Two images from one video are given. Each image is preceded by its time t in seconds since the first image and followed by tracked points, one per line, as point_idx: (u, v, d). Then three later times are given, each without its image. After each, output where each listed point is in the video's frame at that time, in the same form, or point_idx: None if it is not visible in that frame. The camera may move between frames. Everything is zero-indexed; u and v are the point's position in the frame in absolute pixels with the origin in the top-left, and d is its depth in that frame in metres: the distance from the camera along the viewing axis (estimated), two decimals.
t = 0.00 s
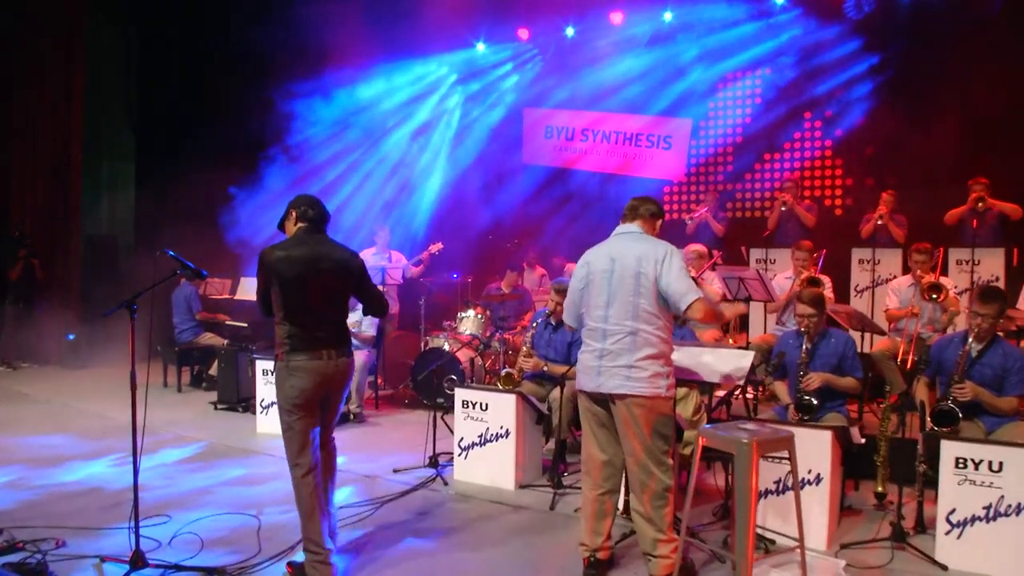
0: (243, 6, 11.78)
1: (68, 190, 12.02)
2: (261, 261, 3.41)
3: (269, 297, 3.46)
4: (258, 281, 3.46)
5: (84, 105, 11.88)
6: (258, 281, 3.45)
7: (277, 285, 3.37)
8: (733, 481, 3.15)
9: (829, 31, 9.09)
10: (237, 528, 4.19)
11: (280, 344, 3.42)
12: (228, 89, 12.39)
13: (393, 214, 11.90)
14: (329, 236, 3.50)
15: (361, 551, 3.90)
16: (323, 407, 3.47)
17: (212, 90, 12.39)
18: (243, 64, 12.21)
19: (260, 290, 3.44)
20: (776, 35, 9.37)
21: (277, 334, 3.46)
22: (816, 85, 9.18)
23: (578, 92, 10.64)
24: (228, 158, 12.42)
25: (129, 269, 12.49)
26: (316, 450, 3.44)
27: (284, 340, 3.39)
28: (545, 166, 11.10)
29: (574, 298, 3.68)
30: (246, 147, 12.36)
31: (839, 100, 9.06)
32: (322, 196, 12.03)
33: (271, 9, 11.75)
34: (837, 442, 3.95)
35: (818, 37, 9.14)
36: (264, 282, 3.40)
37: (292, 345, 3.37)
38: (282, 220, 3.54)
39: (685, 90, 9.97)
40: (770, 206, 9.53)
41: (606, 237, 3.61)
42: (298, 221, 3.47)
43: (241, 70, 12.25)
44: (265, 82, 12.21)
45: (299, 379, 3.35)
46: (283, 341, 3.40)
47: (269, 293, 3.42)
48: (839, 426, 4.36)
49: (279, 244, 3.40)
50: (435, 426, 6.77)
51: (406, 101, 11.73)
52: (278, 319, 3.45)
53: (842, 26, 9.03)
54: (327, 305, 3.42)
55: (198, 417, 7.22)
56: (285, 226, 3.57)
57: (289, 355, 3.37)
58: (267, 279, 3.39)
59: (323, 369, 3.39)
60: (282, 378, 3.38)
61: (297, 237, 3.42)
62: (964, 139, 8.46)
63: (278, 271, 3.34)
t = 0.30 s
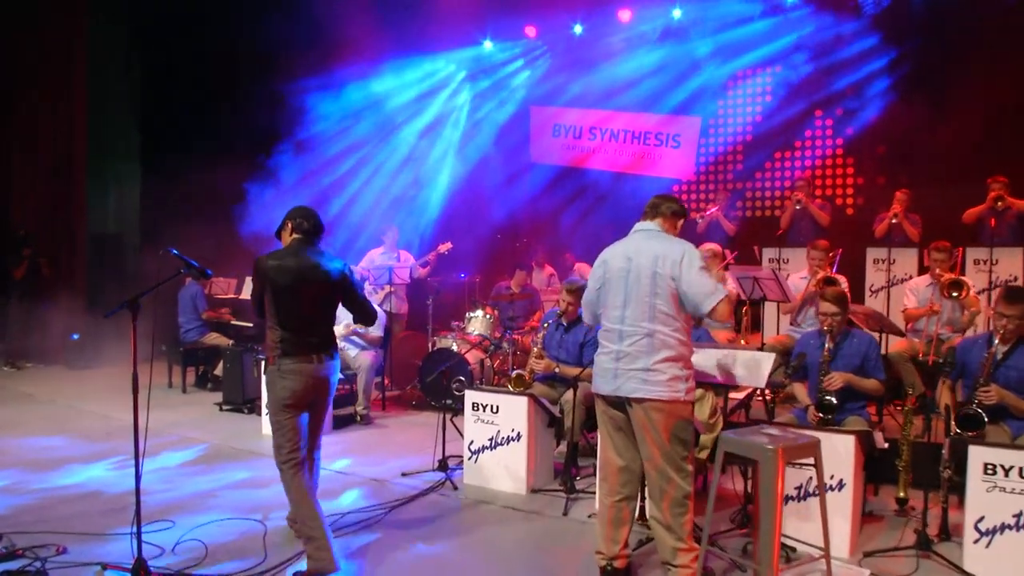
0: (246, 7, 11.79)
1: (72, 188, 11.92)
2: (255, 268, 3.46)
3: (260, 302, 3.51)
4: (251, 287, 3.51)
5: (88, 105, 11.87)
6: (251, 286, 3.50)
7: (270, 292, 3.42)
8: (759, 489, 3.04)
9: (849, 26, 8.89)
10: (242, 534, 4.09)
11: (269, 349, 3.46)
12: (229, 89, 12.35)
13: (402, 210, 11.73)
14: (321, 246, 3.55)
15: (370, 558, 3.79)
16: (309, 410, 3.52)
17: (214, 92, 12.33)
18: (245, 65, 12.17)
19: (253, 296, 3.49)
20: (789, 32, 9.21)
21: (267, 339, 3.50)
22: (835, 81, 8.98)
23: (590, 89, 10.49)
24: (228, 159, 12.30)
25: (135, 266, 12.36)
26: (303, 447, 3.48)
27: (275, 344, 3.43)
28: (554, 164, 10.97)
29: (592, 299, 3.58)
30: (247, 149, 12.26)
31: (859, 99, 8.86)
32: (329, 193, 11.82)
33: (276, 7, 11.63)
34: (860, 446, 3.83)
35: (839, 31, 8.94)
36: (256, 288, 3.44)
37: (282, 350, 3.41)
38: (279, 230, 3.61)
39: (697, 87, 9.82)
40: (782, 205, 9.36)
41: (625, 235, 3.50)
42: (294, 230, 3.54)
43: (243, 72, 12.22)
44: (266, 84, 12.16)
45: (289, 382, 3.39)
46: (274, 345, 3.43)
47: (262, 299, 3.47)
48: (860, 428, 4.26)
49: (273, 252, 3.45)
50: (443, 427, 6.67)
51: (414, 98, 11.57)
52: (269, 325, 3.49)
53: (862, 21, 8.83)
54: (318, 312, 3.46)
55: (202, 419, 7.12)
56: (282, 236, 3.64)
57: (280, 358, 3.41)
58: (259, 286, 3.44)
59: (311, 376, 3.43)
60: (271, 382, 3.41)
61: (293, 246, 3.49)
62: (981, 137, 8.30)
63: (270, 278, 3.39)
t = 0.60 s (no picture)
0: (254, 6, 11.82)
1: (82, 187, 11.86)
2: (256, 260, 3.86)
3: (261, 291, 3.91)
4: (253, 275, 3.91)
5: (100, 105, 11.93)
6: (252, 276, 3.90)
7: (270, 282, 3.81)
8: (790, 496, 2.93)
9: (872, 21, 8.67)
10: (252, 538, 3.99)
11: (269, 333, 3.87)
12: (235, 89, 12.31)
13: (413, 209, 11.70)
14: (320, 241, 3.92)
15: (385, 563, 3.69)
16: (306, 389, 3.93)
17: (221, 92, 12.33)
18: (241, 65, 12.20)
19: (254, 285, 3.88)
20: (806, 28, 9.03)
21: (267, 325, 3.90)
22: (858, 77, 8.78)
23: (607, 84, 10.33)
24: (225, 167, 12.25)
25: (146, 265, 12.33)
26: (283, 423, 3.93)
27: (275, 331, 3.84)
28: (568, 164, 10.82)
29: (616, 300, 3.45)
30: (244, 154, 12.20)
31: (883, 94, 8.65)
32: (341, 189, 11.78)
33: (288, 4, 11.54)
34: (890, 452, 3.70)
35: (863, 25, 8.72)
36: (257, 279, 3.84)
37: (280, 337, 3.82)
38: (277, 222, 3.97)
39: (710, 86, 9.67)
40: (799, 203, 9.20)
41: (648, 233, 3.38)
42: (293, 223, 3.91)
43: (250, 72, 12.17)
44: (266, 87, 12.11)
45: (284, 367, 3.81)
46: (274, 331, 3.85)
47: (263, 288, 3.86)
48: (887, 431, 4.14)
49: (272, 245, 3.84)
50: (459, 429, 6.57)
51: (428, 95, 11.45)
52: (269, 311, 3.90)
53: (887, 15, 8.61)
54: (314, 302, 3.86)
55: (214, 419, 7.04)
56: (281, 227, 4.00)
57: (277, 344, 3.82)
58: (259, 277, 3.84)
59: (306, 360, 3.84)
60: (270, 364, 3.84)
61: (290, 239, 3.85)
62: (1004, 133, 8.10)
63: (272, 269, 3.79)
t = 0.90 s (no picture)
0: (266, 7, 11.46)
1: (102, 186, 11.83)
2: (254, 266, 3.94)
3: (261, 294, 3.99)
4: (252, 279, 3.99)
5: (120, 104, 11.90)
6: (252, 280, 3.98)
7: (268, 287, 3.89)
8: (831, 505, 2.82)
9: (905, 14, 8.45)
10: (272, 542, 3.91)
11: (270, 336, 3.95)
12: (243, 90, 12.01)
13: (437, 206, 11.70)
14: (317, 246, 3.99)
15: (408, 569, 3.59)
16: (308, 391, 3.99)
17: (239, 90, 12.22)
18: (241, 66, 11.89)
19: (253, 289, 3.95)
20: (836, 23, 8.84)
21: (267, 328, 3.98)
22: (889, 73, 8.58)
23: (634, 78, 10.10)
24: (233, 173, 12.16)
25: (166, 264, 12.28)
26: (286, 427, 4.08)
27: (274, 334, 3.91)
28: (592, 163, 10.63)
29: (645, 301, 3.33)
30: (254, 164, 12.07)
31: (917, 88, 8.45)
32: (365, 181, 11.79)
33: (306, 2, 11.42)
34: (932, 458, 3.55)
35: (899, 18, 8.52)
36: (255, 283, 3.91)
37: (280, 340, 3.89)
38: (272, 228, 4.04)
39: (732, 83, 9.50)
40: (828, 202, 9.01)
41: (679, 232, 3.25)
42: (289, 230, 3.97)
43: (269, 71, 11.84)
44: (284, 90, 11.85)
45: (284, 368, 3.88)
46: (274, 334, 3.92)
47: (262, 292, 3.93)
48: (926, 436, 4.00)
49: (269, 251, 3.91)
50: (481, 431, 6.46)
51: (453, 90, 11.33)
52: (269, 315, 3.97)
53: (922, 8, 8.41)
54: (312, 306, 3.92)
55: (233, 420, 6.97)
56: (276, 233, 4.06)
57: (278, 347, 3.90)
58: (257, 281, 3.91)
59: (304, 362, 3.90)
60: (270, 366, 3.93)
61: (285, 245, 3.92)
62: None
63: (271, 276, 3.87)
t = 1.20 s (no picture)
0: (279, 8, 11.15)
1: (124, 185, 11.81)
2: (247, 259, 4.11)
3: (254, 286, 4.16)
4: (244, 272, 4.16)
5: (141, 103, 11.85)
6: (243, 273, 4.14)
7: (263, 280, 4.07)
8: (875, 515, 2.70)
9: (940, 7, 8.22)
10: (293, 546, 3.83)
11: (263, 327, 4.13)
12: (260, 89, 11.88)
13: (460, 203, 11.67)
14: (305, 242, 4.20)
15: None
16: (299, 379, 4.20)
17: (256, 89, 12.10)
18: (254, 65, 11.64)
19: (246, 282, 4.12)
20: (868, 17, 8.62)
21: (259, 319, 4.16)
22: (923, 68, 8.37)
23: (663, 74, 9.92)
24: (254, 172, 12.09)
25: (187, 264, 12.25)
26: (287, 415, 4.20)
27: (269, 325, 4.10)
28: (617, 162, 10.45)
29: (675, 303, 3.22)
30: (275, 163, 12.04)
31: (951, 84, 8.27)
32: (389, 176, 11.73)
33: None
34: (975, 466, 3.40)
35: (937, 11, 8.26)
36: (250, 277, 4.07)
37: (274, 330, 4.09)
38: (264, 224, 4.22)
39: (761, 78, 9.31)
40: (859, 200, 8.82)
41: (711, 230, 3.13)
42: (281, 226, 4.17)
43: (286, 68, 11.47)
44: (303, 86, 11.51)
45: (280, 357, 4.08)
46: (268, 326, 4.11)
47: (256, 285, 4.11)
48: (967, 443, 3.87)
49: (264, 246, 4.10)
50: (504, 433, 6.36)
51: (478, 87, 11.19)
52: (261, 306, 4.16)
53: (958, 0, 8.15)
54: (303, 299, 4.14)
55: (254, 421, 6.90)
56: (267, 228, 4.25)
57: (273, 337, 4.09)
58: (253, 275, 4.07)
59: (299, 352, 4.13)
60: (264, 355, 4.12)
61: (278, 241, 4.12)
62: None
63: (266, 270, 4.04)
